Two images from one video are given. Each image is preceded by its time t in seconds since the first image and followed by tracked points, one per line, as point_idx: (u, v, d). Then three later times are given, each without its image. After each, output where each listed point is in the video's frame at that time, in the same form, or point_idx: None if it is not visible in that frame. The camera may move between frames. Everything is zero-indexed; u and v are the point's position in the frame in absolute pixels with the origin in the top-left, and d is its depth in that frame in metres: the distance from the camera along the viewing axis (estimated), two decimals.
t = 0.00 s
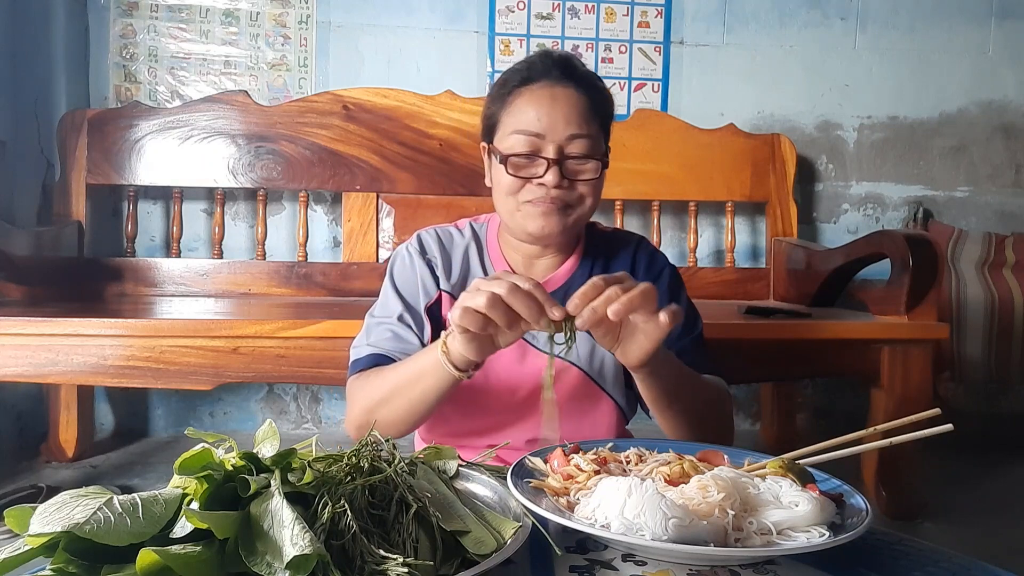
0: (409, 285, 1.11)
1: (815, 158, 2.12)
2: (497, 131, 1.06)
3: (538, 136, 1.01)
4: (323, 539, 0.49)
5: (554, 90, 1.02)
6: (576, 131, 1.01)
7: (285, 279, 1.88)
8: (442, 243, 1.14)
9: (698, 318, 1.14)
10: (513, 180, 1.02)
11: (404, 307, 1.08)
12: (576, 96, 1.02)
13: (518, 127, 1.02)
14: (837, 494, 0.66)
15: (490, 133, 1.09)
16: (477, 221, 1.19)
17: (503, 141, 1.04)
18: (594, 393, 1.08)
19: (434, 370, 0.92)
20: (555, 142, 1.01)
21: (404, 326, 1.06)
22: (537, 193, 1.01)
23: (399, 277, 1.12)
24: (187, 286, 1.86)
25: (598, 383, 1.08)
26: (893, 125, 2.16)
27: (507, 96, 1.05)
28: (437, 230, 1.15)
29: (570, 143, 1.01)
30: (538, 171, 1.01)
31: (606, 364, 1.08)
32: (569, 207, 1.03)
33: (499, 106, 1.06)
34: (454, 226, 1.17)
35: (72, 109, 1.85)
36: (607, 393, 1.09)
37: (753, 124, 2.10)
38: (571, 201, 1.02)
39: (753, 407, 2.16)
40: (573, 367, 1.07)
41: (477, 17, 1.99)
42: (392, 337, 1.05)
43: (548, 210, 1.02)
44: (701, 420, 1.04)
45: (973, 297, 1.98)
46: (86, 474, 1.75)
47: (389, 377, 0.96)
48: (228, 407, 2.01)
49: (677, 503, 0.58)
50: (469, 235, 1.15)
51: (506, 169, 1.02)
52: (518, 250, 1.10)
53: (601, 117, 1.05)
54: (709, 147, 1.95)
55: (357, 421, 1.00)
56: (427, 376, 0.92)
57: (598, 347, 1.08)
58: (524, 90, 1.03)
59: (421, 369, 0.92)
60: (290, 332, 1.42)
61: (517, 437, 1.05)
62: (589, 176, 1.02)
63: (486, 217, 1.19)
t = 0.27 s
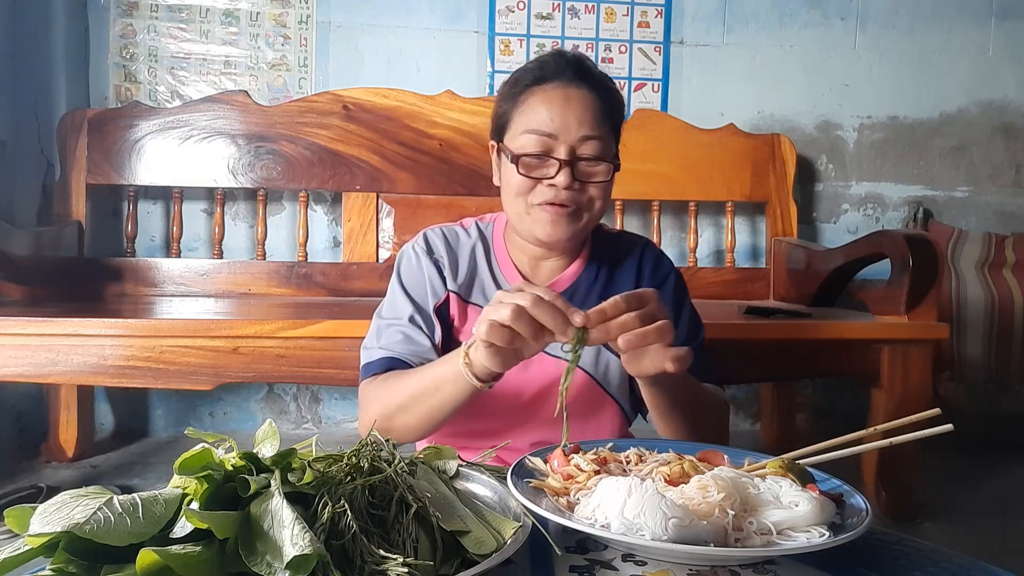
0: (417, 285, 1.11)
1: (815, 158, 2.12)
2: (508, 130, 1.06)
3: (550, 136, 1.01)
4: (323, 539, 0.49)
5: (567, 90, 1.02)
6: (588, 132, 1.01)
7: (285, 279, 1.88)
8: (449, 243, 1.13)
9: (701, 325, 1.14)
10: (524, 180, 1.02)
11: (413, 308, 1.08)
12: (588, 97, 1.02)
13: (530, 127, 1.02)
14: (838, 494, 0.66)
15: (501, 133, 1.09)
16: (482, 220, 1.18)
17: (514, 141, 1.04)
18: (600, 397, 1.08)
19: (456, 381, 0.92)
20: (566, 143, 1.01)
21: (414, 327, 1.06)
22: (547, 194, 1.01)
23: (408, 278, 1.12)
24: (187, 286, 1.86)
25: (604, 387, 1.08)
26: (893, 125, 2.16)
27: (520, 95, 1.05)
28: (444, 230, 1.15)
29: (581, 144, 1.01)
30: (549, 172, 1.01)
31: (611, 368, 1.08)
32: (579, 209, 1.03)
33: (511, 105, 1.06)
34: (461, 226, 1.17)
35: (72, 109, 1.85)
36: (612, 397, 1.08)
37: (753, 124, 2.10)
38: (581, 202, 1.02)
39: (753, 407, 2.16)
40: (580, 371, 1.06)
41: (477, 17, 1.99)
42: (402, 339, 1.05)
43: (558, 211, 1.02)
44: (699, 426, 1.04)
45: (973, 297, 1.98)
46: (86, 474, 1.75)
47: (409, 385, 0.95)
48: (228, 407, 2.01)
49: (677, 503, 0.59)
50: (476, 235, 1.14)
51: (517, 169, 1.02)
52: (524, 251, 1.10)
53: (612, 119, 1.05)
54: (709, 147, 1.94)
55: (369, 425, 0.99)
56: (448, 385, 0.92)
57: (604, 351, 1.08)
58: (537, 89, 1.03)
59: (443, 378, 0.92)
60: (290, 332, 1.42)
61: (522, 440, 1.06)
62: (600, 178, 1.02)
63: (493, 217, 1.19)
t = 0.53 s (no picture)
0: (419, 284, 1.11)
1: (815, 158, 2.12)
2: (513, 133, 1.06)
3: (556, 140, 1.01)
4: (323, 539, 0.49)
5: (574, 94, 1.02)
6: (594, 138, 1.01)
7: (285, 279, 1.88)
8: (452, 243, 1.13)
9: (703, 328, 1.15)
10: (530, 184, 1.02)
11: (414, 307, 1.07)
12: (595, 102, 1.02)
13: (536, 131, 1.02)
14: (838, 494, 0.66)
15: (506, 134, 1.09)
16: (486, 220, 1.18)
17: (519, 144, 1.04)
18: (603, 397, 1.08)
19: (456, 381, 0.92)
20: (573, 148, 1.01)
21: (415, 326, 1.06)
22: (553, 199, 1.01)
23: (409, 277, 1.11)
24: (187, 286, 1.86)
25: (607, 388, 1.08)
26: (894, 124, 2.16)
27: (526, 98, 1.04)
28: (447, 229, 1.15)
29: (588, 149, 1.01)
30: (555, 177, 1.01)
31: (614, 368, 1.09)
32: (584, 214, 1.03)
33: (517, 108, 1.06)
34: (464, 225, 1.17)
35: (72, 109, 1.85)
36: (614, 398, 1.09)
37: (753, 124, 2.10)
38: (586, 207, 1.02)
39: (753, 407, 2.16)
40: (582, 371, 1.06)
41: (477, 17, 1.99)
42: (403, 338, 1.04)
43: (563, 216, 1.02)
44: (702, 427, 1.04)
45: (973, 297, 1.97)
46: (86, 474, 1.75)
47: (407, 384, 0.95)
48: (228, 407, 2.01)
49: (677, 502, 0.59)
50: (479, 235, 1.14)
51: (524, 174, 1.02)
52: (528, 253, 1.10)
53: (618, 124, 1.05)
54: (709, 147, 1.94)
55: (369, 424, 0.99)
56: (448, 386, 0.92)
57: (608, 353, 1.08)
58: (544, 93, 1.03)
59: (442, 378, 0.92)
60: (290, 332, 1.42)
61: (523, 441, 1.06)
62: (605, 184, 1.02)
63: (496, 217, 1.19)
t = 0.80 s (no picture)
0: (415, 287, 1.11)
1: (815, 158, 2.12)
2: (514, 133, 1.06)
3: (557, 141, 1.01)
4: (323, 539, 0.49)
5: (575, 95, 1.02)
6: (595, 137, 1.01)
7: (285, 279, 1.88)
8: (450, 244, 1.14)
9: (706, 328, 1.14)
10: (530, 185, 1.02)
11: (409, 310, 1.08)
12: (595, 101, 1.02)
13: (536, 131, 1.02)
14: (838, 494, 0.66)
15: (506, 134, 1.09)
16: (485, 220, 1.19)
17: (520, 144, 1.04)
18: (603, 397, 1.08)
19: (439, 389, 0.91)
20: (574, 147, 1.01)
21: (409, 329, 1.06)
22: (553, 200, 1.01)
23: (406, 278, 1.12)
24: (187, 286, 1.86)
25: (607, 389, 1.08)
26: (894, 125, 2.16)
27: (527, 98, 1.04)
28: (445, 231, 1.15)
29: (588, 149, 1.01)
30: (555, 178, 1.01)
31: (614, 370, 1.09)
32: (584, 215, 1.03)
33: (517, 108, 1.06)
34: (463, 226, 1.17)
35: (72, 109, 1.85)
36: (614, 398, 1.09)
37: (753, 124, 2.10)
38: (587, 208, 1.02)
39: (753, 407, 2.16)
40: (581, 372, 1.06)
41: (477, 17, 1.99)
42: (396, 341, 1.05)
43: (564, 217, 1.02)
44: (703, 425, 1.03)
45: (973, 297, 1.97)
46: (86, 474, 1.75)
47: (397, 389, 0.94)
48: (228, 407, 2.01)
49: (677, 503, 0.59)
50: (477, 236, 1.14)
51: (524, 174, 1.02)
52: (528, 254, 1.10)
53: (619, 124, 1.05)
54: (709, 146, 1.94)
55: (365, 427, 0.99)
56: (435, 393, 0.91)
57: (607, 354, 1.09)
58: (544, 93, 1.03)
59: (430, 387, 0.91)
60: (290, 332, 1.42)
61: (523, 442, 1.06)
62: (606, 184, 1.02)
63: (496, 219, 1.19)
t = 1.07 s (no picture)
0: (414, 289, 1.11)
1: (815, 158, 2.12)
2: (511, 130, 1.06)
3: (554, 136, 1.01)
4: (323, 539, 0.49)
5: (572, 91, 1.02)
6: (592, 132, 1.01)
7: (285, 279, 1.88)
8: (448, 246, 1.13)
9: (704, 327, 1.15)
10: (528, 180, 1.02)
11: (409, 313, 1.08)
12: (592, 96, 1.02)
13: (534, 127, 1.02)
14: (838, 494, 0.66)
15: (503, 132, 1.09)
16: (482, 221, 1.18)
17: (517, 140, 1.04)
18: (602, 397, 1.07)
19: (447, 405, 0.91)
20: (571, 142, 1.01)
21: (409, 332, 1.06)
22: (551, 195, 1.01)
23: (404, 281, 1.11)
24: (187, 286, 1.86)
25: (606, 389, 1.07)
26: (894, 125, 2.16)
27: (523, 95, 1.04)
28: (443, 232, 1.15)
29: (585, 144, 1.01)
30: (554, 172, 1.01)
31: (613, 369, 1.09)
32: (582, 210, 1.03)
33: (514, 105, 1.06)
34: (460, 228, 1.17)
35: (72, 109, 1.85)
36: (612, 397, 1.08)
37: (753, 124, 2.10)
38: (585, 203, 1.02)
39: (753, 407, 2.16)
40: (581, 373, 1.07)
41: (477, 17, 1.99)
42: (397, 344, 1.05)
43: (563, 212, 1.02)
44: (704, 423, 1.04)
45: (973, 297, 1.97)
46: (86, 474, 1.75)
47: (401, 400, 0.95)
48: (228, 407, 2.01)
49: (677, 502, 0.59)
50: (475, 238, 1.14)
51: (523, 170, 1.02)
52: (526, 253, 1.10)
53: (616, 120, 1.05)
54: (709, 146, 1.94)
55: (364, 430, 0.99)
56: (438, 406, 0.92)
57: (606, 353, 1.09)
58: (540, 89, 1.03)
59: (433, 397, 0.92)
60: (290, 332, 1.42)
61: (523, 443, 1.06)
62: (603, 178, 1.02)
63: (493, 219, 1.19)
